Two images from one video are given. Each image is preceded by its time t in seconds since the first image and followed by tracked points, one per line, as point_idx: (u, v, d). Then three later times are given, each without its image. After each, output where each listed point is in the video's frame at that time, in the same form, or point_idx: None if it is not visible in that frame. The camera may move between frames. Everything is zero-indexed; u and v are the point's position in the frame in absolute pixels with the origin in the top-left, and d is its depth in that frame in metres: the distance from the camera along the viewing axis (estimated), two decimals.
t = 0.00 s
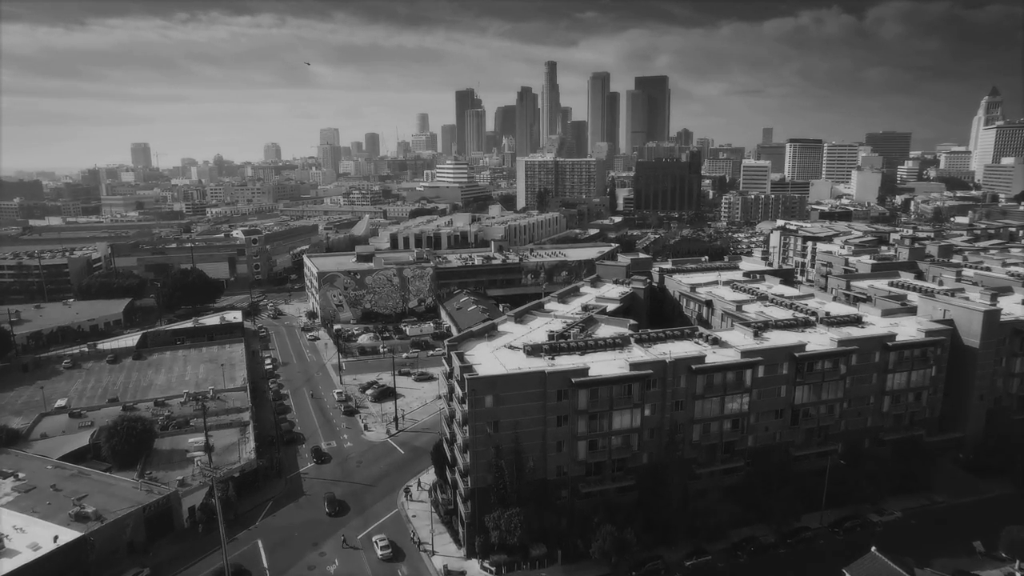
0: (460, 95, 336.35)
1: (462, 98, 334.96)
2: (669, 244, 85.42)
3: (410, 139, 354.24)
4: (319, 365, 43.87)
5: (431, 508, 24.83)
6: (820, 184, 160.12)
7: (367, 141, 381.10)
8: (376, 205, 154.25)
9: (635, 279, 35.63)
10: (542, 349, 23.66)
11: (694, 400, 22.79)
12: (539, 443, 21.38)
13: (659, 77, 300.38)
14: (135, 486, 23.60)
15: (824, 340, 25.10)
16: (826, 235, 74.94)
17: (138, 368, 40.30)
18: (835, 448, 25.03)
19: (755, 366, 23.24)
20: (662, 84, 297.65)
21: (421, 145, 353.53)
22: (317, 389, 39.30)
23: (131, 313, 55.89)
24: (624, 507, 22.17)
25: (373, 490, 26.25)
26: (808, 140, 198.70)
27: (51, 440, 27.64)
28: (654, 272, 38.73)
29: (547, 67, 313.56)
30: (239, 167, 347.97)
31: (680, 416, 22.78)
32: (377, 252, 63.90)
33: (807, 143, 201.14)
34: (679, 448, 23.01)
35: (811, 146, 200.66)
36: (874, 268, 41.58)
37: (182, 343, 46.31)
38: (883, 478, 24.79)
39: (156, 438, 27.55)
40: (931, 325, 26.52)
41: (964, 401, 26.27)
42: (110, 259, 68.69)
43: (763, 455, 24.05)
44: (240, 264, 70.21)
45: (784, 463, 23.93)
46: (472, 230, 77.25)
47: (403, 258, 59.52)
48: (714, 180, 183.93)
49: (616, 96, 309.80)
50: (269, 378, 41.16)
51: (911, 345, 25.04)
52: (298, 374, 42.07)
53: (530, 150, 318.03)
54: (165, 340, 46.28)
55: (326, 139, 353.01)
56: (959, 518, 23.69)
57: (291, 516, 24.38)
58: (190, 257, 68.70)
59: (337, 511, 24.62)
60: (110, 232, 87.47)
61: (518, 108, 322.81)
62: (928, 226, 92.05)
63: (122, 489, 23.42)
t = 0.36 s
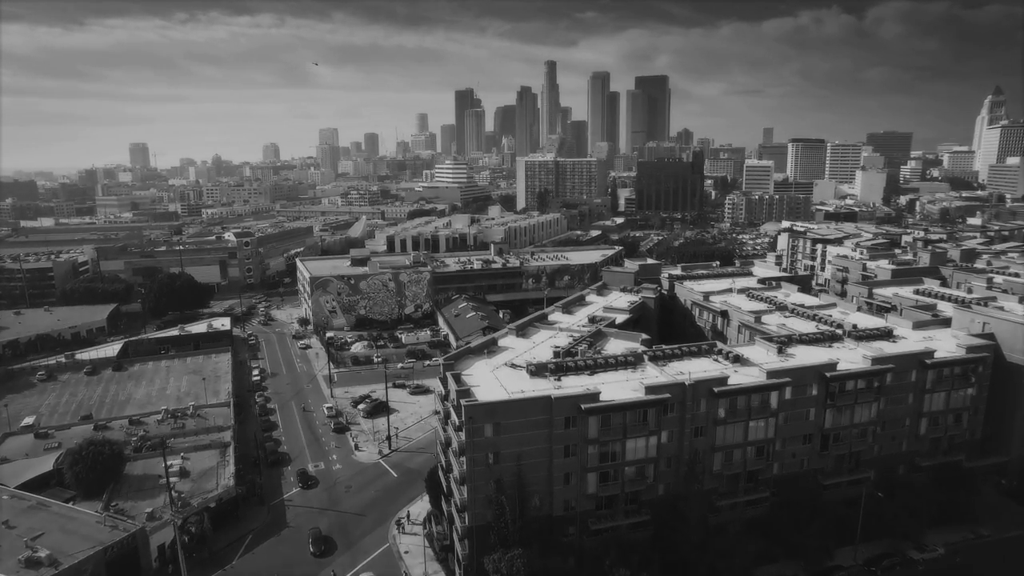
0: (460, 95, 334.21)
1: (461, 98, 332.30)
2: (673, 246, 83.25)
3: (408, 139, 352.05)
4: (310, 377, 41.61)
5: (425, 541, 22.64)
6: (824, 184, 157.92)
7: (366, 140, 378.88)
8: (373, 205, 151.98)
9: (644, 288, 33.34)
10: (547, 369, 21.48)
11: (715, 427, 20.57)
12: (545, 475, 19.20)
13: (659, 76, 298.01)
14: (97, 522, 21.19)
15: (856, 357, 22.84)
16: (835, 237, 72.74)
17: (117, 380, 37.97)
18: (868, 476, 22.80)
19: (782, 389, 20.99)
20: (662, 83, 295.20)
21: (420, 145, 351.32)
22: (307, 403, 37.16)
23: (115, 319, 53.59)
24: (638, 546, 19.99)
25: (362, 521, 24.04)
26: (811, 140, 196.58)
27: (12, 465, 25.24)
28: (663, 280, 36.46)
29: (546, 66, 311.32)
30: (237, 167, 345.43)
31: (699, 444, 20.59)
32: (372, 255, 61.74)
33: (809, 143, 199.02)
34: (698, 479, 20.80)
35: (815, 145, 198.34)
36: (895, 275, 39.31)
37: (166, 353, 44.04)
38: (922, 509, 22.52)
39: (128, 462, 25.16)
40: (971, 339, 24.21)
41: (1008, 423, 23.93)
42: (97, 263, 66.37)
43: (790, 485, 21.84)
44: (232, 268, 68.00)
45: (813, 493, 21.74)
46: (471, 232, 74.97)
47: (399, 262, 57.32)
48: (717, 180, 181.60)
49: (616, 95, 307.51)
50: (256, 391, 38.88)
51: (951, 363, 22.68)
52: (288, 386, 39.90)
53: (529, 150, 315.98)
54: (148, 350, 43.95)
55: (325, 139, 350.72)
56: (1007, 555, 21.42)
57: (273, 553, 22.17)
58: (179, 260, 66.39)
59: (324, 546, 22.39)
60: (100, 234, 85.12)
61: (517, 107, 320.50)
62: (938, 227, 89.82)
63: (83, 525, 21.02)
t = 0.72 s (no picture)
0: (459, 95, 332.27)
1: (461, 97, 330.56)
2: (677, 248, 81.39)
3: (408, 139, 350.24)
4: (301, 388, 39.63)
5: None
6: (827, 184, 156.09)
7: (365, 140, 376.88)
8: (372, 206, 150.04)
9: (654, 296, 31.45)
10: (552, 391, 19.66)
11: (737, 454, 18.63)
12: (550, 510, 17.33)
13: (660, 75, 296.06)
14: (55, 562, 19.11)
15: (888, 375, 20.91)
16: (844, 239, 70.93)
17: (97, 392, 35.93)
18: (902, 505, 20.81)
19: (811, 411, 19.04)
20: (663, 83, 293.27)
21: (419, 145, 349.59)
22: (298, 416, 35.27)
23: (101, 326, 51.58)
24: None
25: (351, 553, 22.11)
26: (813, 139, 194.84)
27: None
28: (673, 287, 34.57)
29: (546, 66, 309.45)
30: (235, 167, 343.42)
31: (720, 473, 18.65)
32: (368, 258, 59.88)
33: (812, 143, 197.30)
34: (718, 512, 18.87)
35: (817, 145, 196.44)
36: (915, 280, 37.47)
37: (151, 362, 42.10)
38: (962, 542, 20.53)
39: (96, 489, 23.11)
40: (1012, 355, 22.22)
41: None
42: (85, 266, 64.35)
43: (817, 516, 19.88)
44: (224, 271, 66.06)
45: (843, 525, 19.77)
46: (470, 234, 73.11)
47: (395, 266, 55.44)
48: (719, 180, 179.82)
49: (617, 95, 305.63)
50: (243, 404, 36.82)
51: (994, 382, 20.69)
52: (277, 398, 37.98)
53: (529, 150, 314.22)
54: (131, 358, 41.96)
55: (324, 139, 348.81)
56: None
57: None
58: (169, 263, 64.38)
59: None
60: (90, 236, 83.05)
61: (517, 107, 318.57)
62: (948, 229, 87.89)
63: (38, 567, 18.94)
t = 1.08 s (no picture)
0: (458, 94, 330.26)
1: (460, 97, 328.36)
2: (682, 251, 79.34)
3: (407, 139, 348.40)
4: (290, 401, 37.44)
5: None
6: (831, 184, 154.07)
7: (364, 140, 374.90)
8: (370, 207, 147.92)
9: (666, 306, 29.37)
10: (559, 418, 17.66)
11: (768, 491, 16.52)
12: (558, 557, 15.25)
13: (660, 75, 293.77)
14: None
15: (932, 399, 18.81)
16: (853, 241, 68.99)
17: (72, 407, 33.65)
18: (949, 544, 18.63)
19: (850, 441, 16.85)
20: (664, 82, 291.00)
21: (419, 145, 347.66)
22: (285, 430, 33.09)
23: (83, 333, 49.35)
24: None
25: None
26: (816, 140, 193.20)
27: None
28: (685, 295, 32.51)
29: (546, 65, 307.49)
30: (234, 168, 341.75)
31: (747, 511, 16.56)
32: (364, 262, 57.87)
33: (815, 143, 195.44)
34: (745, 555, 16.77)
35: (820, 145, 194.26)
36: (939, 287, 35.38)
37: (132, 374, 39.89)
38: None
39: (56, 526, 20.86)
40: None
41: None
42: (70, 270, 62.16)
43: (855, 557, 17.74)
44: (215, 274, 63.93)
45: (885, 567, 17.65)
46: (469, 236, 71.00)
47: (391, 270, 53.38)
48: (721, 180, 177.84)
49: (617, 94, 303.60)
50: (228, 419, 34.56)
51: None
52: (265, 412, 35.82)
53: (528, 150, 312.30)
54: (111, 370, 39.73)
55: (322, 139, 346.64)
56: None
57: None
58: (158, 267, 62.16)
59: None
60: (79, 238, 80.74)
61: (517, 107, 316.46)
62: (958, 230, 85.77)
63: None
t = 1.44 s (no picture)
0: (458, 94, 328.22)
1: (460, 97, 326.33)
2: (686, 253, 77.41)
3: (406, 139, 346.45)
4: (278, 414, 35.31)
5: None
6: (835, 184, 152.14)
7: (363, 140, 372.87)
8: (368, 207, 145.93)
9: (679, 316, 27.36)
10: (568, 452, 15.66)
11: (808, 535, 14.47)
12: None
13: (661, 74, 291.53)
14: None
15: (985, 427, 16.75)
16: (864, 243, 67.02)
17: (45, 422, 31.55)
18: None
19: (900, 478, 14.78)
20: (664, 82, 288.84)
21: (418, 145, 345.80)
22: (272, 447, 31.06)
23: (65, 340, 47.39)
24: None
25: None
26: (818, 140, 191.39)
27: None
28: (697, 303, 30.56)
29: (545, 65, 305.62)
30: (232, 167, 339.71)
31: (783, 559, 14.50)
32: (360, 265, 55.86)
33: (817, 142, 193.54)
34: None
35: (823, 145, 192.31)
36: (965, 294, 33.40)
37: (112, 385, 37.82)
38: None
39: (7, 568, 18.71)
40: None
41: None
42: (55, 274, 60.15)
43: None
44: (206, 278, 61.93)
45: None
46: (468, 238, 69.00)
47: (387, 273, 51.36)
48: (723, 180, 175.88)
49: (617, 94, 301.60)
50: (211, 435, 32.46)
51: None
52: (251, 427, 33.72)
53: (528, 150, 310.28)
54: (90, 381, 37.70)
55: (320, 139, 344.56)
56: None
57: None
58: (146, 271, 60.14)
59: None
60: (68, 240, 78.67)
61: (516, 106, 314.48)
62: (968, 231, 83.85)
63: None
